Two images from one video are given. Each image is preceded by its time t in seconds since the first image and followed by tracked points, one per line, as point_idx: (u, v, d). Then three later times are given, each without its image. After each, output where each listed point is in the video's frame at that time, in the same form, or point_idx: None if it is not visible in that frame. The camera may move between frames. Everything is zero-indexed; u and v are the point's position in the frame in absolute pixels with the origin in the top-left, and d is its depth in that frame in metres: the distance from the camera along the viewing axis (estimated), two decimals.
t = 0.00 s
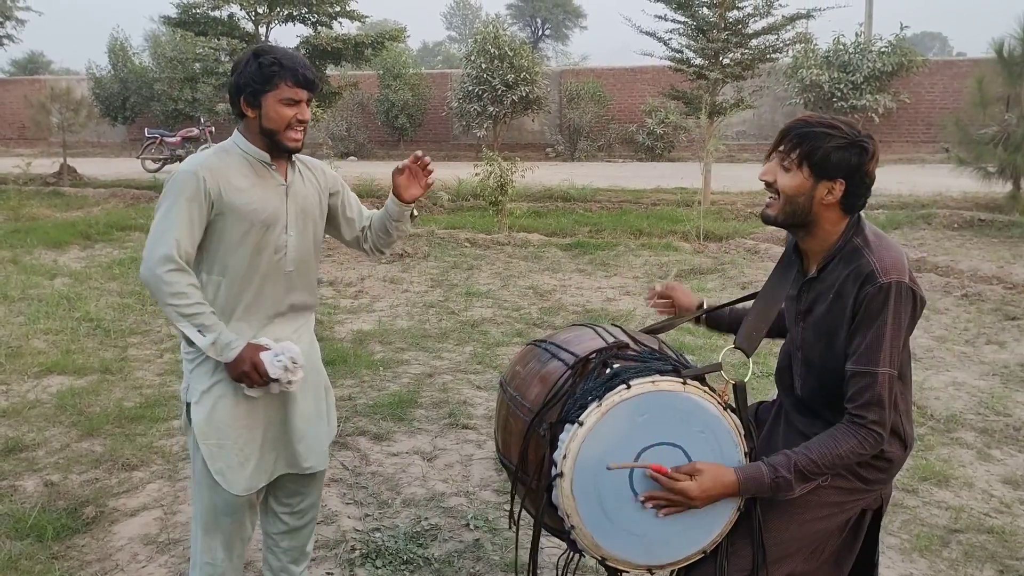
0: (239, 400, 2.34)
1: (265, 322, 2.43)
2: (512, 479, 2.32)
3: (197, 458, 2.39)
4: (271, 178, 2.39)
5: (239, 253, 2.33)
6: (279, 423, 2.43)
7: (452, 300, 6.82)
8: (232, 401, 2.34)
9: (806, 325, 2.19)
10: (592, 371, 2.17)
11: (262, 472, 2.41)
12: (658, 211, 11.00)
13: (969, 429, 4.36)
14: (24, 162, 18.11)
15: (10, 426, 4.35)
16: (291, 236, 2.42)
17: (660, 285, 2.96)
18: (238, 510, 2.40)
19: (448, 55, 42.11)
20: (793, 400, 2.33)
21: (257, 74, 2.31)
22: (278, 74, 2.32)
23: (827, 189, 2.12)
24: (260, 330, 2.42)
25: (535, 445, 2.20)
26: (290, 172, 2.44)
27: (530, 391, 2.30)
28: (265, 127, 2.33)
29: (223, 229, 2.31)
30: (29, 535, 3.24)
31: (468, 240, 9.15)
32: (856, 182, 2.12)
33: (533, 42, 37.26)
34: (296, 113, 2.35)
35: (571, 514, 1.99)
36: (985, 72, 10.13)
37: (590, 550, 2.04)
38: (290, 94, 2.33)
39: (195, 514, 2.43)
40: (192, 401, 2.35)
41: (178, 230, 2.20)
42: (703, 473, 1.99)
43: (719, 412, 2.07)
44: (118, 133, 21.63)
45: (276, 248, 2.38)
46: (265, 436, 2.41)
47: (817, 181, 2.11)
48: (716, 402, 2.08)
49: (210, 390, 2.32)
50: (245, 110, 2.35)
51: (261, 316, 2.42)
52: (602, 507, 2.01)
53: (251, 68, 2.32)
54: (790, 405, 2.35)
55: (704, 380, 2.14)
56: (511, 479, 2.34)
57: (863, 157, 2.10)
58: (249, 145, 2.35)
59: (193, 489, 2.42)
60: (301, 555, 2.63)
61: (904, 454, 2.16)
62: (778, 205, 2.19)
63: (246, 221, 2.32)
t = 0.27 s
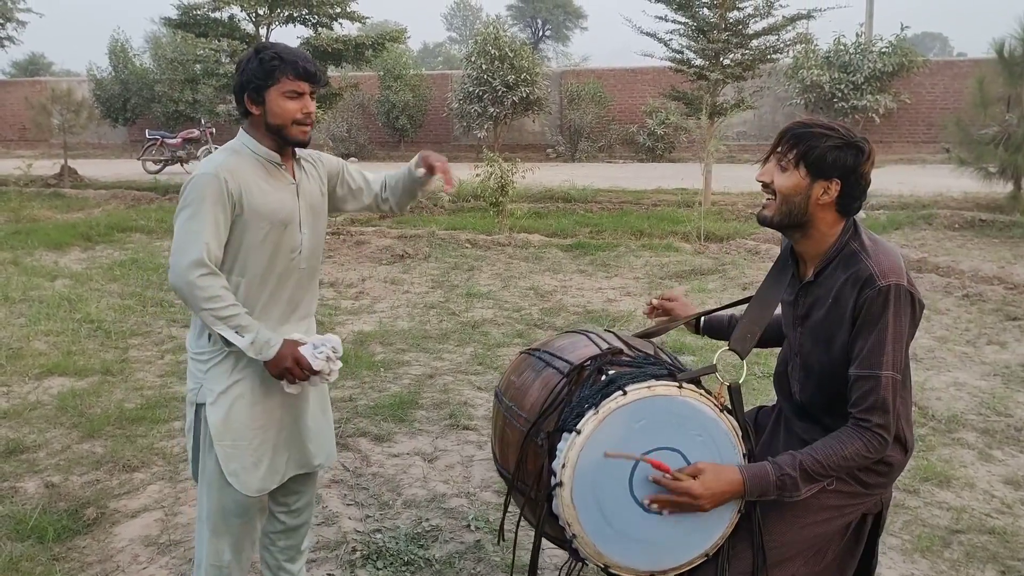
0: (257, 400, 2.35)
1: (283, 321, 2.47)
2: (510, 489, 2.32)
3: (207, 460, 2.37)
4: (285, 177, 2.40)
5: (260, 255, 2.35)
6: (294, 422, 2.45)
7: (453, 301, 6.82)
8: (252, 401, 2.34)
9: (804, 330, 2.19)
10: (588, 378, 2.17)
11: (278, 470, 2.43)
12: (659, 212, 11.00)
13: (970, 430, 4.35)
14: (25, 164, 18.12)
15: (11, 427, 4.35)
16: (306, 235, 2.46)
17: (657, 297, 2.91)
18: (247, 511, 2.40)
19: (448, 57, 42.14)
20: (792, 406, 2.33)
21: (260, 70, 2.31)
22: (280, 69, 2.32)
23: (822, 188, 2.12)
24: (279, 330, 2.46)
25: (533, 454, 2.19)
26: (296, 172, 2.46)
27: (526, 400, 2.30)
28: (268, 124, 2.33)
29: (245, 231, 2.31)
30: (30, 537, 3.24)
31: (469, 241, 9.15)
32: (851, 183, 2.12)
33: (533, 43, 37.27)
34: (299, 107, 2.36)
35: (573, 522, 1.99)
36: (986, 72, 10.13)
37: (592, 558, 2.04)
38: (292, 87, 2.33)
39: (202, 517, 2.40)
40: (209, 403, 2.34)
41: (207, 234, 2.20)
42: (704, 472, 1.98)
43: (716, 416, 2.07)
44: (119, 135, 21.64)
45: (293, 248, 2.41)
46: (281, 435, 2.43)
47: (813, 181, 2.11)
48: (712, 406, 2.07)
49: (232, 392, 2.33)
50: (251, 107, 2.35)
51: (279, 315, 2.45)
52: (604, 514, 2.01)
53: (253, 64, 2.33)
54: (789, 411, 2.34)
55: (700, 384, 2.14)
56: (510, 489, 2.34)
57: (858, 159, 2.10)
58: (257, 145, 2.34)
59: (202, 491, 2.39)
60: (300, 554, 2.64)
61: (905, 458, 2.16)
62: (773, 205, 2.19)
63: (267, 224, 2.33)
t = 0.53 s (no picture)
0: (273, 403, 2.36)
1: (299, 321, 2.48)
2: (510, 490, 2.32)
3: (221, 462, 2.37)
4: (293, 176, 2.42)
5: (276, 255, 2.36)
6: (307, 422, 2.47)
7: (454, 302, 6.82)
8: (269, 403, 2.35)
9: (803, 330, 2.19)
10: (586, 379, 2.17)
11: (290, 471, 2.44)
12: (659, 213, 11.01)
13: (970, 430, 4.35)
14: (26, 165, 18.14)
15: (12, 429, 4.35)
16: (316, 235, 2.48)
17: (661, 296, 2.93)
18: (259, 513, 2.40)
19: (449, 58, 42.17)
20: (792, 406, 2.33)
21: (259, 69, 2.32)
22: (280, 68, 2.32)
23: (822, 188, 2.12)
24: (295, 331, 2.46)
25: (531, 455, 2.19)
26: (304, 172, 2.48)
27: (525, 401, 2.30)
28: (272, 122, 2.34)
29: (261, 231, 2.31)
30: (31, 538, 3.24)
31: (470, 242, 9.16)
32: (853, 183, 2.13)
33: (534, 44, 37.26)
34: (301, 105, 2.36)
35: (571, 523, 2.00)
36: (986, 72, 10.13)
37: (591, 559, 2.04)
38: (294, 86, 2.33)
39: (213, 519, 2.40)
40: (227, 405, 2.33)
41: (227, 236, 2.20)
42: (700, 469, 2.00)
43: (714, 416, 2.07)
44: (120, 136, 21.66)
45: (304, 248, 2.42)
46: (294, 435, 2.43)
47: (814, 181, 2.12)
48: (709, 406, 2.07)
49: (251, 393, 2.32)
50: (254, 107, 2.36)
51: (293, 314, 2.46)
52: (604, 515, 2.01)
53: (254, 64, 2.33)
54: (789, 411, 2.34)
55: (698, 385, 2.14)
56: (510, 490, 2.34)
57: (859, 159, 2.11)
58: (264, 144, 2.35)
59: (214, 492, 2.39)
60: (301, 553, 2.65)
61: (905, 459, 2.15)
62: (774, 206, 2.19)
63: (281, 224, 2.34)
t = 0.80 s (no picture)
0: (286, 403, 2.37)
1: (311, 321, 2.49)
2: (511, 490, 2.32)
3: (232, 463, 2.37)
4: (300, 175, 2.42)
5: (286, 255, 2.36)
6: (318, 422, 2.47)
7: (455, 303, 6.82)
8: (282, 404, 2.36)
9: (805, 332, 2.19)
10: (588, 380, 2.17)
11: (300, 470, 2.44)
12: (660, 213, 11.00)
13: (972, 430, 4.35)
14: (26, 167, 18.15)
15: (13, 430, 4.35)
16: (325, 235, 2.48)
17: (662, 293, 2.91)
18: (268, 513, 2.40)
19: (449, 59, 42.22)
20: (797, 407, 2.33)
21: (271, 71, 2.31)
22: (294, 71, 2.32)
23: (824, 191, 2.12)
24: (306, 330, 2.47)
25: (533, 456, 2.20)
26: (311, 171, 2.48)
27: (527, 402, 2.30)
28: (278, 123, 2.35)
29: (270, 232, 2.32)
30: (32, 540, 3.25)
31: (471, 242, 9.16)
32: (854, 185, 2.12)
33: (534, 45, 37.25)
34: (311, 109, 2.36)
35: (573, 525, 2.00)
36: (987, 73, 10.12)
37: (592, 560, 2.04)
38: (306, 89, 2.34)
39: (223, 519, 2.40)
40: (239, 405, 2.33)
41: (236, 237, 2.21)
42: (702, 472, 1.98)
43: (717, 417, 2.07)
44: (121, 138, 21.68)
45: (315, 247, 2.42)
46: (306, 435, 2.44)
47: (816, 183, 2.11)
48: (712, 408, 2.08)
49: (264, 393, 2.33)
50: (261, 108, 2.36)
51: (304, 314, 2.46)
52: (606, 517, 2.02)
53: (264, 65, 2.33)
54: (793, 412, 2.34)
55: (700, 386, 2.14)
56: (512, 491, 2.34)
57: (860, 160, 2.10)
58: (271, 144, 2.35)
59: (223, 492, 2.39)
60: (301, 553, 2.66)
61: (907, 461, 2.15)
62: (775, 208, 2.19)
63: (290, 224, 2.35)
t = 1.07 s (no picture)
0: (291, 403, 2.37)
1: (315, 324, 2.49)
2: (511, 491, 2.33)
3: (236, 464, 2.38)
4: (301, 176, 2.42)
5: (289, 257, 2.37)
6: (325, 424, 2.47)
7: (456, 304, 6.82)
8: (287, 404, 2.36)
9: (808, 334, 2.19)
10: (588, 382, 2.18)
11: (306, 472, 2.45)
12: (661, 214, 11.00)
13: (973, 430, 4.35)
14: (27, 169, 18.15)
15: (14, 432, 4.36)
16: (330, 238, 2.48)
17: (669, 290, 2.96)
18: (271, 514, 2.41)
19: (450, 61, 42.24)
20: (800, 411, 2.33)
21: (270, 72, 2.31)
22: (292, 71, 2.32)
23: (825, 195, 2.12)
24: (311, 333, 2.47)
25: (533, 457, 2.20)
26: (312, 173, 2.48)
27: (528, 403, 2.31)
28: (279, 124, 2.35)
29: (270, 234, 2.32)
30: (34, 541, 3.25)
31: (471, 243, 9.17)
32: (856, 188, 2.12)
33: (535, 46, 37.24)
34: (310, 110, 2.37)
35: (572, 526, 2.01)
36: (987, 73, 10.12)
37: (592, 561, 2.05)
38: (305, 90, 2.34)
39: (227, 520, 2.41)
40: (243, 407, 2.33)
41: (237, 240, 2.21)
42: (705, 475, 1.98)
43: (717, 420, 2.07)
44: (121, 140, 21.70)
45: (318, 249, 2.42)
46: (312, 437, 2.44)
47: (817, 185, 2.12)
48: (712, 410, 2.08)
49: (269, 395, 2.33)
50: (261, 109, 2.37)
51: (309, 315, 2.46)
52: (605, 518, 2.02)
53: (264, 66, 2.32)
54: (796, 416, 2.35)
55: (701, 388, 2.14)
56: (513, 491, 2.34)
57: (862, 163, 2.10)
58: (271, 146, 2.36)
59: (227, 494, 2.40)
60: (303, 555, 2.67)
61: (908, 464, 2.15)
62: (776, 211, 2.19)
63: (290, 227, 2.35)
